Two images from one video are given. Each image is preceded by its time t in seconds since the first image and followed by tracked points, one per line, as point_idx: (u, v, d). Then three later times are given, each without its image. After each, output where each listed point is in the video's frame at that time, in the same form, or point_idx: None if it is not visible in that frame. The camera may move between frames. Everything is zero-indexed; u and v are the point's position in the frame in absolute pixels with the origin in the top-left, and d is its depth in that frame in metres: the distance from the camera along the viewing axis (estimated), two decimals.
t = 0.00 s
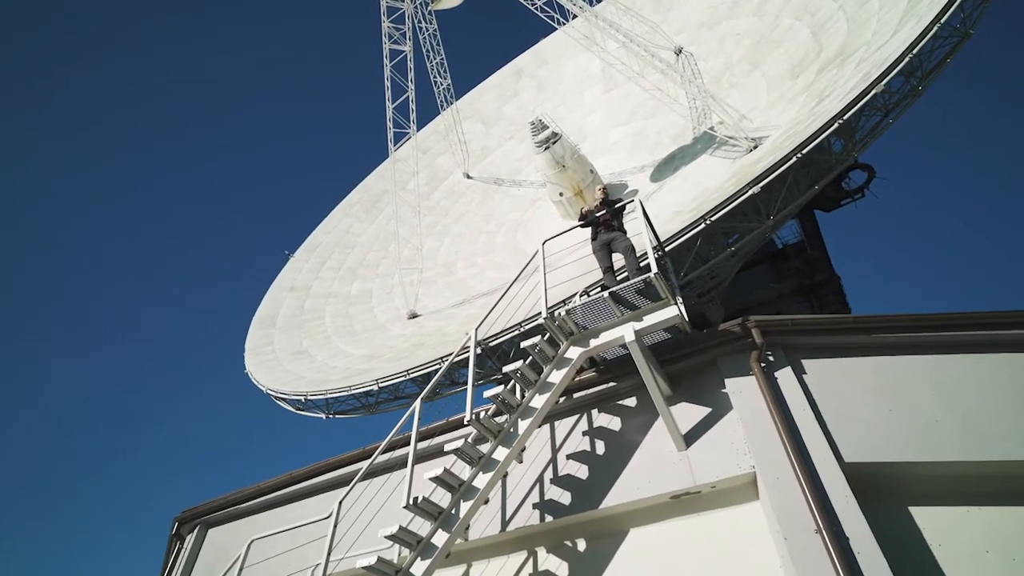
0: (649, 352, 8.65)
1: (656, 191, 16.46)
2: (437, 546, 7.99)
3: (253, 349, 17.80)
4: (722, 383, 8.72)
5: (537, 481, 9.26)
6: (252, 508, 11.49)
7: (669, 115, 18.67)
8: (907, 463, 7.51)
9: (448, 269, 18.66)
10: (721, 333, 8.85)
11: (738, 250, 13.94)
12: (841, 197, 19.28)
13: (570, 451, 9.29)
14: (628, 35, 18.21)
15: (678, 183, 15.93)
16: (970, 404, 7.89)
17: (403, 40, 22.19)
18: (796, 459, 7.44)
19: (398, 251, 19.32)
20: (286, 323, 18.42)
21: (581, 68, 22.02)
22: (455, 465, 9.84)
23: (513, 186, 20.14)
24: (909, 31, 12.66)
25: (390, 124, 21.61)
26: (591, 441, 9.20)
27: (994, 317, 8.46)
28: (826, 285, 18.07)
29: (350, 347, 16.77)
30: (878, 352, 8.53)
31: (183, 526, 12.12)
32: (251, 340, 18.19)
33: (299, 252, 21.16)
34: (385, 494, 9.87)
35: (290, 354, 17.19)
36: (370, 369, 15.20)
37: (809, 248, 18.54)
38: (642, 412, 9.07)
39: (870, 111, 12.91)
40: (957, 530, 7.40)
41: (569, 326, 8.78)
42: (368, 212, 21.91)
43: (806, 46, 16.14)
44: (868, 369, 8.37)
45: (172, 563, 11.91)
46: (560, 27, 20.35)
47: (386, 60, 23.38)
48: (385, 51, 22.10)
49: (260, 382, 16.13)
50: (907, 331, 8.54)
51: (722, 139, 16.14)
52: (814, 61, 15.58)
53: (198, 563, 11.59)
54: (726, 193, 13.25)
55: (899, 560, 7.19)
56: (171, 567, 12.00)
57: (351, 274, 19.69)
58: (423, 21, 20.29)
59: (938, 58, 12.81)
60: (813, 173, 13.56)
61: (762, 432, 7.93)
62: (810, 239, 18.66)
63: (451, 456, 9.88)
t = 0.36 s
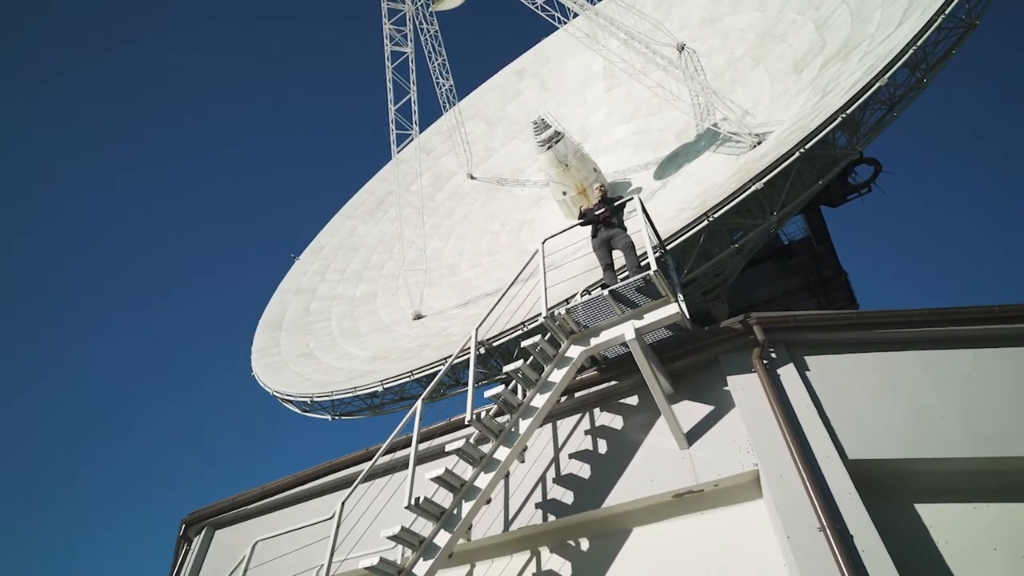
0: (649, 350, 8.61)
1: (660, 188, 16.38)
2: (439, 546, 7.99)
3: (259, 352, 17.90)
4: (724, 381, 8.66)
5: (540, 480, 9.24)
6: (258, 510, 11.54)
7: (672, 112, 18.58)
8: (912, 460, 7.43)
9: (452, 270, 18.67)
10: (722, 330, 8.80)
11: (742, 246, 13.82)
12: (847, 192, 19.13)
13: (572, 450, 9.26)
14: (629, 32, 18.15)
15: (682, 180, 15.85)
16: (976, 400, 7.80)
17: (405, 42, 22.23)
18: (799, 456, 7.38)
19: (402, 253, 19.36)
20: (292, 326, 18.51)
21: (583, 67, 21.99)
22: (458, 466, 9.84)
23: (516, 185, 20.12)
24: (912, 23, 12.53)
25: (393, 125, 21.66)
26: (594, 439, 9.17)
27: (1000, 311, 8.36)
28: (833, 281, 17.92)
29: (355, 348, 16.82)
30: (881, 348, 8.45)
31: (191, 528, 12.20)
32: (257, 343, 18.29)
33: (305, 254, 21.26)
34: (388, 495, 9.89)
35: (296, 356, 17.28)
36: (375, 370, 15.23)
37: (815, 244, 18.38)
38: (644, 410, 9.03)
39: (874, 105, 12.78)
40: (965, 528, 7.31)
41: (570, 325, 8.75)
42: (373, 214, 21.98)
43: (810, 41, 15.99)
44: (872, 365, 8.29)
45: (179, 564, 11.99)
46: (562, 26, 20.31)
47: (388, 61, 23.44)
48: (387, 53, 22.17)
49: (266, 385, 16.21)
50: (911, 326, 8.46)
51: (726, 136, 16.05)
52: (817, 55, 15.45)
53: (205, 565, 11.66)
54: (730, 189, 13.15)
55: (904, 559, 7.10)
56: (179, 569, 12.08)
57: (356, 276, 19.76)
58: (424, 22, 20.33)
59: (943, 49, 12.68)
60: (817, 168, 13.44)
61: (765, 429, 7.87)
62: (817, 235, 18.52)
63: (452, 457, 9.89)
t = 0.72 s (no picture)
0: (651, 349, 8.58)
1: (664, 186, 16.30)
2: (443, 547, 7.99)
3: (266, 355, 18.01)
4: (727, 378, 8.61)
5: (544, 480, 9.23)
6: (264, 512, 11.59)
7: (676, 109, 18.50)
8: (918, 457, 7.36)
9: (457, 270, 18.68)
10: (725, 328, 8.75)
11: (747, 243, 13.71)
12: (853, 187, 19.03)
13: (576, 450, 9.24)
14: (631, 30, 18.09)
15: (686, 178, 15.77)
16: (982, 396, 7.72)
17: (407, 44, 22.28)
18: (803, 454, 7.32)
19: (407, 254, 19.40)
20: (298, 328, 18.60)
21: (586, 65, 21.96)
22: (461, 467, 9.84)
23: (520, 185, 20.10)
24: (917, 15, 12.40)
25: (397, 127, 21.72)
26: (597, 439, 9.15)
27: (1006, 306, 8.29)
28: (841, 278, 17.81)
29: (361, 350, 16.87)
30: (885, 344, 8.40)
31: (198, 530, 12.28)
32: (264, 346, 18.40)
33: (311, 257, 21.34)
34: (392, 496, 9.91)
35: (303, 358, 17.35)
36: (380, 371, 15.26)
37: (823, 240, 18.36)
38: (647, 409, 9.00)
39: (879, 99, 12.67)
40: (972, 524, 7.23)
41: (571, 325, 8.73)
42: (378, 216, 22.04)
43: (814, 35, 15.85)
44: (877, 362, 8.23)
45: (188, 566, 12.07)
46: (564, 25, 20.28)
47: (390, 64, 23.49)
48: (390, 55, 22.22)
49: (273, 388, 16.29)
50: (916, 322, 8.40)
51: (730, 133, 15.96)
52: (821, 50, 15.30)
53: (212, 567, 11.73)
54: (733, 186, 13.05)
55: (911, 557, 7.02)
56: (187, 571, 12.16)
57: (362, 278, 19.82)
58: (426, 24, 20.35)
59: (948, 42, 12.55)
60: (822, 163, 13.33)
61: (768, 427, 7.81)
62: (824, 231, 18.51)
63: (455, 458, 9.89)
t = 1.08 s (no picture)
0: (654, 346, 8.55)
1: (668, 184, 16.23)
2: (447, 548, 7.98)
3: (274, 358, 18.12)
4: (731, 376, 8.57)
5: (548, 479, 9.22)
6: (271, 513, 11.64)
7: (680, 106, 18.43)
8: (924, 453, 7.28)
9: (463, 271, 18.70)
10: (728, 325, 8.70)
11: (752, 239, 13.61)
12: (861, 182, 18.89)
13: (579, 449, 9.22)
14: (633, 28, 18.04)
15: (691, 175, 15.70)
16: (989, 391, 7.63)
17: (410, 46, 22.33)
18: (807, 450, 7.26)
19: (413, 256, 19.44)
20: (305, 331, 18.69)
21: (589, 64, 21.94)
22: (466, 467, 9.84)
23: (525, 185, 20.09)
24: (922, 8, 12.28)
25: (401, 130, 21.77)
26: (600, 438, 9.12)
27: (1008, 300, 8.26)
28: (848, 273, 17.80)
29: (367, 352, 16.93)
30: (888, 339, 8.34)
31: (207, 532, 12.36)
32: (272, 349, 18.52)
33: (317, 260, 21.44)
34: (396, 498, 9.93)
35: (310, 361, 17.43)
36: (387, 373, 15.30)
37: (830, 235, 18.20)
38: (650, 408, 8.97)
39: (885, 92, 12.53)
40: (981, 521, 7.14)
41: (573, 323, 8.72)
42: (383, 218, 22.11)
43: (818, 29, 15.73)
44: (882, 358, 8.16)
45: (197, 568, 12.15)
46: (567, 25, 20.24)
47: (394, 66, 23.56)
48: (393, 57, 22.27)
49: (280, 390, 16.38)
50: (918, 317, 8.35)
51: (735, 129, 15.89)
52: (826, 44, 15.17)
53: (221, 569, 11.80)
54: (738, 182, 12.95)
55: (917, 554, 6.93)
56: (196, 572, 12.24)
57: (368, 279, 19.90)
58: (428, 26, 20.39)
59: (954, 33, 12.43)
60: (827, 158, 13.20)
61: (773, 424, 7.76)
62: (832, 227, 18.24)
63: (459, 458, 9.90)
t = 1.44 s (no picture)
0: (656, 345, 8.52)
1: (673, 182, 16.16)
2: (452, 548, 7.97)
3: (282, 360, 18.22)
4: (735, 373, 8.52)
5: (552, 479, 9.21)
6: (279, 515, 11.69)
7: (684, 104, 18.36)
8: (932, 449, 7.20)
9: (469, 272, 18.71)
10: (732, 322, 8.66)
11: (758, 235, 13.52)
12: (869, 177, 18.76)
13: (584, 448, 9.20)
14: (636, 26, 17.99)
15: (696, 172, 15.62)
16: (997, 386, 7.54)
17: (413, 48, 22.38)
18: (813, 448, 7.20)
19: (418, 258, 19.49)
20: (313, 333, 18.78)
21: (593, 62, 21.92)
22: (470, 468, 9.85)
23: (530, 185, 20.08)
24: None
25: (405, 132, 21.83)
26: (605, 437, 9.10)
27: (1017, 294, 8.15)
28: (857, 269, 17.54)
29: (374, 354, 16.98)
30: (894, 335, 8.26)
31: (216, 534, 12.43)
32: (280, 352, 18.62)
33: (324, 262, 21.53)
34: (402, 499, 9.95)
35: (318, 363, 17.52)
36: (393, 374, 15.34)
37: (838, 230, 18.07)
38: (655, 406, 8.94)
39: (890, 86, 12.41)
40: (991, 518, 7.04)
41: (575, 323, 8.70)
42: (389, 220, 22.18)
43: (823, 23, 15.60)
44: (888, 353, 8.09)
45: (207, 570, 12.22)
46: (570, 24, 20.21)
47: (397, 69, 23.61)
48: (396, 59, 22.34)
49: (288, 392, 16.47)
50: (925, 312, 8.26)
51: (739, 125, 15.81)
52: (831, 38, 15.03)
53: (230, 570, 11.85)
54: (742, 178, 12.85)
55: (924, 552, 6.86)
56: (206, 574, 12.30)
57: (375, 281, 19.97)
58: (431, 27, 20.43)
59: (960, 25, 12.31)
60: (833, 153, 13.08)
61: (777, 422, 7.70)
62: (839, 222, 18.22)
63: (464, 459, 9.90)
